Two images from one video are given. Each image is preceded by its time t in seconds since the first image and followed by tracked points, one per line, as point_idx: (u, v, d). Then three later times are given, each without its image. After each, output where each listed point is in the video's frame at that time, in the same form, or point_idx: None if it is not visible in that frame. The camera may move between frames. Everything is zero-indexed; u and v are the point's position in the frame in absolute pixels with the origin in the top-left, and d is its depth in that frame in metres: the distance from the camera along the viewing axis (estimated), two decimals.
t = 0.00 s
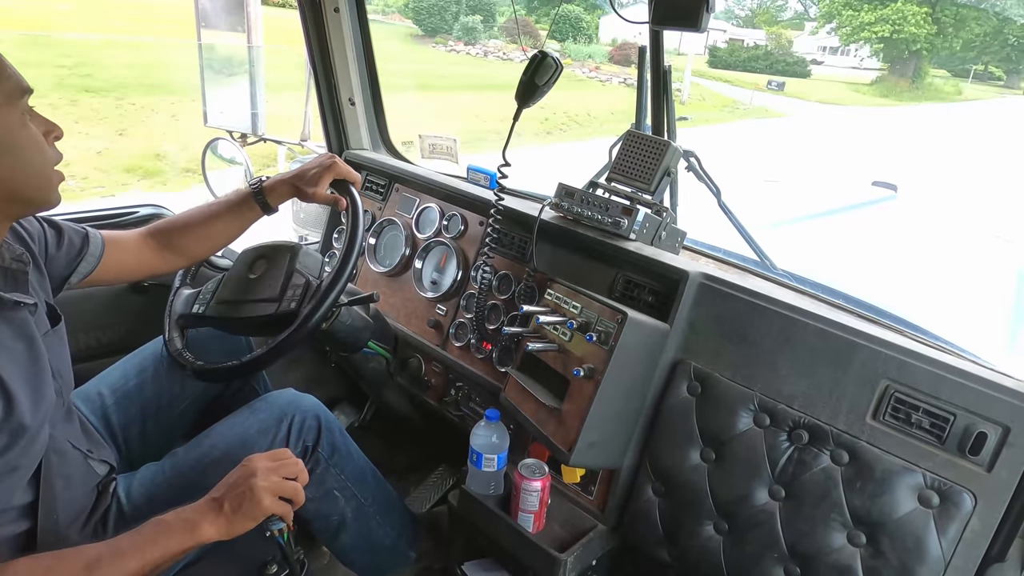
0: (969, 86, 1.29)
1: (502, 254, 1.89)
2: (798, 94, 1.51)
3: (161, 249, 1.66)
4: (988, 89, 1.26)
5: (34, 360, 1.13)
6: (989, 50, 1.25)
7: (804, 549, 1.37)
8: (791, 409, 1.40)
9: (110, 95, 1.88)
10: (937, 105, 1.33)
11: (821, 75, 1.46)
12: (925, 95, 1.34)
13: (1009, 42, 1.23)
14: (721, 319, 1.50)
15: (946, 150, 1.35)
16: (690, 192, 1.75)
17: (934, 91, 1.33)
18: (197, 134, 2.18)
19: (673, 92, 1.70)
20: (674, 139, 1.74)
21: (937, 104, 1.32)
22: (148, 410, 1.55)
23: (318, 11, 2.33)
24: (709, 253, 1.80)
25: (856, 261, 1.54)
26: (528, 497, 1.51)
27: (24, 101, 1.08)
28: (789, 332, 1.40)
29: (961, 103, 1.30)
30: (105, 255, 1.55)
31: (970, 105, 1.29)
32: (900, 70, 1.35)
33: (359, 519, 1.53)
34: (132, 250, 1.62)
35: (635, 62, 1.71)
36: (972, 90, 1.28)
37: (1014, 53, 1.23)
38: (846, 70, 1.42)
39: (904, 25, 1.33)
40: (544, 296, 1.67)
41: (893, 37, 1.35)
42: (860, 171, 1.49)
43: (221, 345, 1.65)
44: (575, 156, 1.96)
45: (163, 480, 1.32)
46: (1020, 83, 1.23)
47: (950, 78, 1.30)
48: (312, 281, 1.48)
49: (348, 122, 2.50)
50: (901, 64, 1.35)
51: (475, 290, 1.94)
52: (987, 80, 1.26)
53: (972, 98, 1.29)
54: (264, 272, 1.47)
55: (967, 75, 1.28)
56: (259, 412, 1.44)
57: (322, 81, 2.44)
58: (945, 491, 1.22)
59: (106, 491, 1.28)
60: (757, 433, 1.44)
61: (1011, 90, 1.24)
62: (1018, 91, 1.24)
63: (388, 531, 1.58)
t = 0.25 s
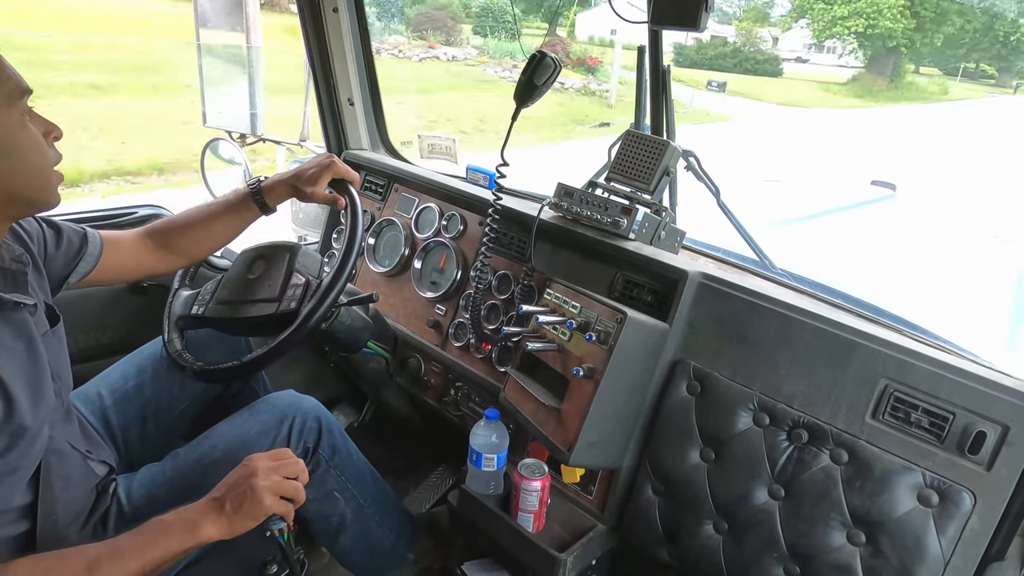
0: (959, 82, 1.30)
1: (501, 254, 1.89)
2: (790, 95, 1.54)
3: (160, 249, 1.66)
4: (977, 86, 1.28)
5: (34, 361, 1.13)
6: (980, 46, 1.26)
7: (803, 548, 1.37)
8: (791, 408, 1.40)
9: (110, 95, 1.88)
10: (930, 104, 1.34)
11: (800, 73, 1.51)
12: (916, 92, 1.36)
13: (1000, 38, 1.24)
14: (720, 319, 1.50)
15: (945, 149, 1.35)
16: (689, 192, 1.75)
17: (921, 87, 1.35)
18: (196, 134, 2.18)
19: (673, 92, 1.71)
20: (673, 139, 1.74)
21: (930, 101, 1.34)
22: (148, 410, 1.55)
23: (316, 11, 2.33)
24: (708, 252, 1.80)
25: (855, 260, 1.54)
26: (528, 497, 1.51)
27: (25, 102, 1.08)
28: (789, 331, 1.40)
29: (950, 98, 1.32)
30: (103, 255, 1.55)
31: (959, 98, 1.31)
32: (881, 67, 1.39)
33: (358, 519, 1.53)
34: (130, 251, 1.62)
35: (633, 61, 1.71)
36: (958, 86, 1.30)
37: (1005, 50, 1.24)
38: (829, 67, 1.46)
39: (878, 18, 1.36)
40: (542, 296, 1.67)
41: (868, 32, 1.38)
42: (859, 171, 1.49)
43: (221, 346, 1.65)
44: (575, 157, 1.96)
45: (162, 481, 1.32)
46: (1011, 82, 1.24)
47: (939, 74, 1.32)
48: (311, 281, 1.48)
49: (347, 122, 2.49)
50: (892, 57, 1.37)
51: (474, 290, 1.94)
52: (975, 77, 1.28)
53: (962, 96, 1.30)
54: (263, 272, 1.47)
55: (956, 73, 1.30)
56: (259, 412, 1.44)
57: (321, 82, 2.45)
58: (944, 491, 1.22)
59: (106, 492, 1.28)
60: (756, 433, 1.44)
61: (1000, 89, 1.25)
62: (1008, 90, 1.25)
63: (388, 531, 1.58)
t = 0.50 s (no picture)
0: (947, 79, 1.32)
1: (500, 253, 1.89)
2: (765, 96, 1.58)
3: (158, 248, 1.66)
4: (965, 83, 1.29)
5: (34, 361, 1.13)
6: (971, 43, 1.28)
7: (802, 547, 1.37)
8: (790, 407, 1.40)
9: (108, 94, 1.88)
10: (924, 104, 1.35)
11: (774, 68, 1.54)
12: (904, 92, 1.37)
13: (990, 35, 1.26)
14: (719, 318, 1.50)
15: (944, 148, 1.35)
16: (689, 191, 1.76)
17: (909, 83, 1.36)
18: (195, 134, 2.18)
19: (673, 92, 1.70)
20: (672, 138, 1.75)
21: (920, 99, 1.36)
22: (147, 410, 1.55)
23: (315, 10, 2.33)
24: (707, 251, 1.80)
25: (854, 259, 1.54)
26: (527, 496, 1.51)
27: (26, 104, 1.08)
28: (787, 331, 1.40)
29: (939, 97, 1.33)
30: (102, 254, 1.55)
31: (947, 94, 1.32)
32: (858, 65, 1.42)
33: (358, 519, 1.52)
34: (129, 250, 1.62)
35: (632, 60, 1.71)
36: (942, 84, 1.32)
37: (997, 48, 1.25)
38: (806, 65, 1.49)
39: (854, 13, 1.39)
40: (541, 296, 1.67)
41: (844, 26, 1.41)
42: (858, 170, 1.49)
43: (220, 346, 1.65)
44: (574, 156, 1.96)
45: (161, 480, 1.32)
46: (1003, 81, 1.25)
47: (927, 71, 1.33)
48: (310, 279, 1.48)
49: (346, 121, 2.49)
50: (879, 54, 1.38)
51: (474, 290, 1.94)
52: (962, 75, 1.29)
53: (951, 94, 1.31)
54: (262, 272, 1.47)
55: (942, 70, 1.32)
56: (258, 412, 1.44)
57: (320, 82, 2.45)
58: (943, 489, 1.22)
59: (104, 492, 1.27)
60: (755, 432, 1.44)
61: (989, 87, 1.26)
62: (997, 89, 1.26)
63: (387, 531, 1.58)
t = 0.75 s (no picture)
0: (934, 77, 1.32)
1: (499, 252, 1.89)
2: (725, 95, 1.64)
3: (155, 242, 1.66)
4: (955, 80, 1.29)
5: (36, 360, 1.13)
6: (960, 39, 1.28)
7: (801, 546, 1.37)
8: (790, 405, 1.40)
9: (107, 94, 1.87)
10: (917, 103, 1.36)
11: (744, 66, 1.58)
12: (887, 91, 1.39)
13: (979, 32, 1.26)
14: (719, 316, 1.50)
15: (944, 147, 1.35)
16: (687, 189, 1.75)
17: (898, 80, 1.37)
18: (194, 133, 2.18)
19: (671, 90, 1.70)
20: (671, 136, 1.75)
21: (909, 97, 1.36)
22: (147, 410, 1.55)
23: (313, 9, 2.33)
24: (706, 250, 1.80)
25: (853, 257, 1.54)
26: (527, 495, 1.51)
27: (31, 108, 1.08)
28: (786, 329, 1.40)
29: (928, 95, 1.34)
30: (100, 249, 1.55)
31: (935, 92, 1.32)
32: (831, 63, 1.46)
33: (357, 519, 1.53)
34: (126, 243, 1.62)
35: (631, 58, 1.71)
36: (927, 82, 1.33)
37: (986, 45, 1.26)
38: (782, 63, 1.52)
39: (819, 6, 1.43)
40: (540, 295, 1.67)
41: (809, 20, 1.45)
42: (857, 168, 1.49)
43: (220, 345, 1.65)
44: (571, 155, 1.96)
45: (160, 479, 1.32)
46: (992, 79, 1.25)
47: (914, 67, 1.34)
48: (309, 279, 1.48)
49: (345, 120, 2.49)
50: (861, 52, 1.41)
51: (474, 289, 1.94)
52: (949, 74, 1.29)
53: (941, 93, 1.31)
54: (261, 271, 1.47)
55: (930, 68, 1.32)
56: (258, 412, 1.44)
57: (319, 81, 2.45)
58: (942, 487, 1.22)
59: (104, 491, 1.27)
60: (755, 430, 1.44)
61: (979, 87, 1.27)
62: (987, 89, 1.26)
63: (386, 531, 1.58)
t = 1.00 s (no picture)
0: (921, 75, 1.33)
1: (499, 253, 1.89)
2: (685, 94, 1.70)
3: (154, 241, 1.66)
4: (945, 79, 1.30)
5: (39, 359, 1.13)
6: (949, 37, 1.28)
7: (801, 546, 1.37)
8: (789, 406, 1.40)
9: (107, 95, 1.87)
10: (910, 103, 1.36)
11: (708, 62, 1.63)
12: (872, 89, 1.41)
13: (969, 29, 1.26)
14: (719, 317, 1.50)
15: (943, 147, 1.35)
16: (687, 190, 1.75)
17: (886, 78, 1.38)
18: (193, 134, 2.19)
19: (669, 91, 1.70)
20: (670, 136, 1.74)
21: (899, 95, 1.37)
22: (146, 410, 1.55)
23: (312, 10, 2.33)
24: (705, 250, 1.80)
25: (853, 258, 1.54)
26: (527, 496, 1.51)
27: (28, 108, 1.08)
28: (786, 329, 1.40)
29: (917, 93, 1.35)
30: (100, 248, 1.56)
31: (924, 88, 1.33)
32: (801, 62, 1.49)
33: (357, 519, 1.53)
34: (125, 242, 1.62)
35: (630, 59, 1.72)
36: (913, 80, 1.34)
37: (976, 42, 1.26)
38: (746, 61, 1.57)
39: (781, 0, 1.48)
40: (540, 295, 1.67)
41: (773, 16, 1.50)
42: (856, 169, 1.49)
43: (219, 345, 1.65)
44: (573, 155, 1.96)
45: (160, 480, 1.32)
46: (983, 79, 1.26)
47: (902, 66, 1.35)
48: (309, 280, 1.48)
49: (344, 121, 2.49)
50: (848, 51, 1.42)
51: (474, 290, 1.94)
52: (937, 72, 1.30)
53: (932, 91, 1.32)
54: (261, 272, 1.47)
55: (918, 66, 1.33)
56: (258, 412, 1.44)
57: (318, 82, 2.45)
58: (942, 487, 1.22)
59: (105, 492, 1.28)
60: (755, 431, 1.44)
61: (969, 86, 1.28)
62: (977, 90, 1.27)
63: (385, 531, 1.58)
